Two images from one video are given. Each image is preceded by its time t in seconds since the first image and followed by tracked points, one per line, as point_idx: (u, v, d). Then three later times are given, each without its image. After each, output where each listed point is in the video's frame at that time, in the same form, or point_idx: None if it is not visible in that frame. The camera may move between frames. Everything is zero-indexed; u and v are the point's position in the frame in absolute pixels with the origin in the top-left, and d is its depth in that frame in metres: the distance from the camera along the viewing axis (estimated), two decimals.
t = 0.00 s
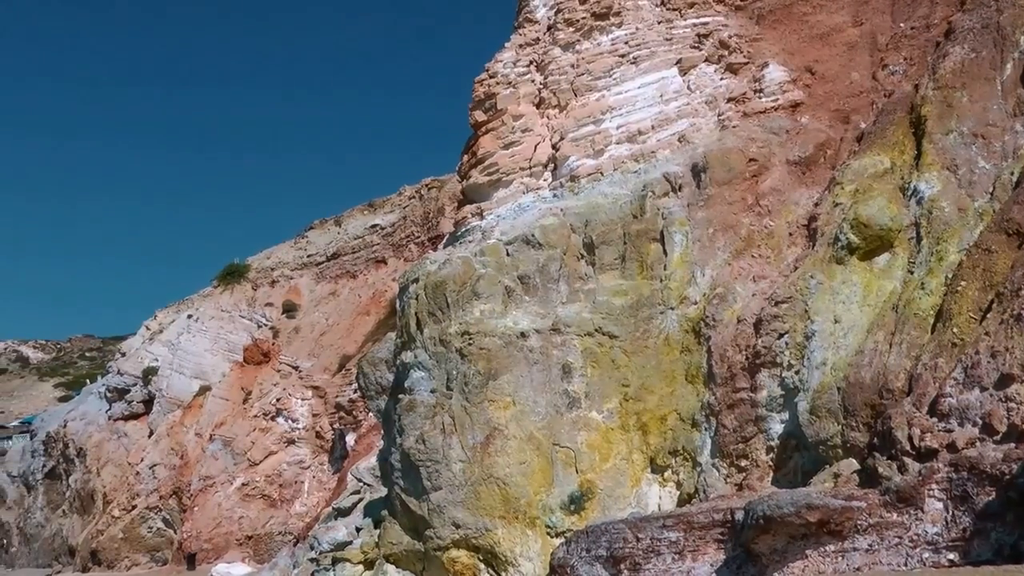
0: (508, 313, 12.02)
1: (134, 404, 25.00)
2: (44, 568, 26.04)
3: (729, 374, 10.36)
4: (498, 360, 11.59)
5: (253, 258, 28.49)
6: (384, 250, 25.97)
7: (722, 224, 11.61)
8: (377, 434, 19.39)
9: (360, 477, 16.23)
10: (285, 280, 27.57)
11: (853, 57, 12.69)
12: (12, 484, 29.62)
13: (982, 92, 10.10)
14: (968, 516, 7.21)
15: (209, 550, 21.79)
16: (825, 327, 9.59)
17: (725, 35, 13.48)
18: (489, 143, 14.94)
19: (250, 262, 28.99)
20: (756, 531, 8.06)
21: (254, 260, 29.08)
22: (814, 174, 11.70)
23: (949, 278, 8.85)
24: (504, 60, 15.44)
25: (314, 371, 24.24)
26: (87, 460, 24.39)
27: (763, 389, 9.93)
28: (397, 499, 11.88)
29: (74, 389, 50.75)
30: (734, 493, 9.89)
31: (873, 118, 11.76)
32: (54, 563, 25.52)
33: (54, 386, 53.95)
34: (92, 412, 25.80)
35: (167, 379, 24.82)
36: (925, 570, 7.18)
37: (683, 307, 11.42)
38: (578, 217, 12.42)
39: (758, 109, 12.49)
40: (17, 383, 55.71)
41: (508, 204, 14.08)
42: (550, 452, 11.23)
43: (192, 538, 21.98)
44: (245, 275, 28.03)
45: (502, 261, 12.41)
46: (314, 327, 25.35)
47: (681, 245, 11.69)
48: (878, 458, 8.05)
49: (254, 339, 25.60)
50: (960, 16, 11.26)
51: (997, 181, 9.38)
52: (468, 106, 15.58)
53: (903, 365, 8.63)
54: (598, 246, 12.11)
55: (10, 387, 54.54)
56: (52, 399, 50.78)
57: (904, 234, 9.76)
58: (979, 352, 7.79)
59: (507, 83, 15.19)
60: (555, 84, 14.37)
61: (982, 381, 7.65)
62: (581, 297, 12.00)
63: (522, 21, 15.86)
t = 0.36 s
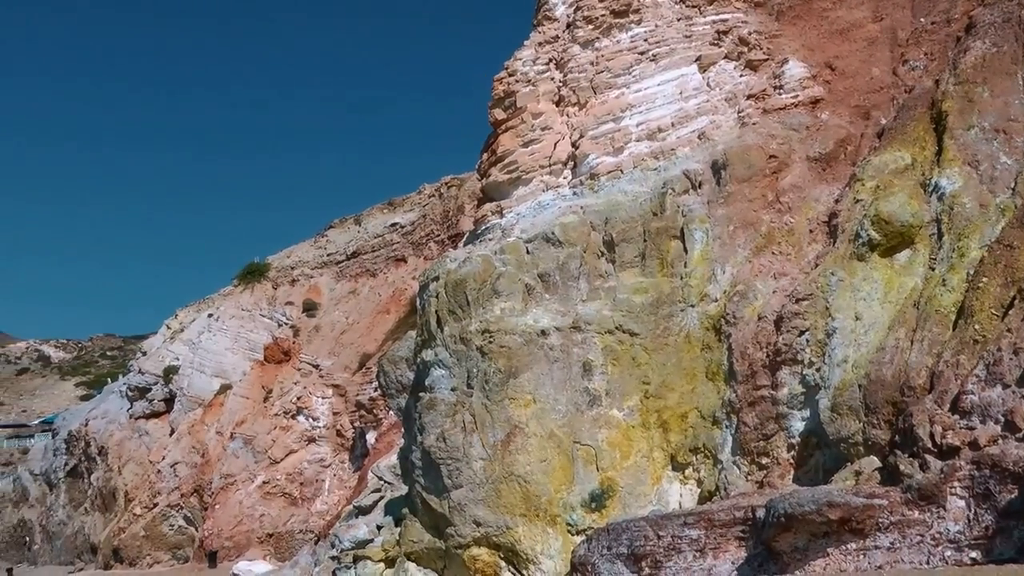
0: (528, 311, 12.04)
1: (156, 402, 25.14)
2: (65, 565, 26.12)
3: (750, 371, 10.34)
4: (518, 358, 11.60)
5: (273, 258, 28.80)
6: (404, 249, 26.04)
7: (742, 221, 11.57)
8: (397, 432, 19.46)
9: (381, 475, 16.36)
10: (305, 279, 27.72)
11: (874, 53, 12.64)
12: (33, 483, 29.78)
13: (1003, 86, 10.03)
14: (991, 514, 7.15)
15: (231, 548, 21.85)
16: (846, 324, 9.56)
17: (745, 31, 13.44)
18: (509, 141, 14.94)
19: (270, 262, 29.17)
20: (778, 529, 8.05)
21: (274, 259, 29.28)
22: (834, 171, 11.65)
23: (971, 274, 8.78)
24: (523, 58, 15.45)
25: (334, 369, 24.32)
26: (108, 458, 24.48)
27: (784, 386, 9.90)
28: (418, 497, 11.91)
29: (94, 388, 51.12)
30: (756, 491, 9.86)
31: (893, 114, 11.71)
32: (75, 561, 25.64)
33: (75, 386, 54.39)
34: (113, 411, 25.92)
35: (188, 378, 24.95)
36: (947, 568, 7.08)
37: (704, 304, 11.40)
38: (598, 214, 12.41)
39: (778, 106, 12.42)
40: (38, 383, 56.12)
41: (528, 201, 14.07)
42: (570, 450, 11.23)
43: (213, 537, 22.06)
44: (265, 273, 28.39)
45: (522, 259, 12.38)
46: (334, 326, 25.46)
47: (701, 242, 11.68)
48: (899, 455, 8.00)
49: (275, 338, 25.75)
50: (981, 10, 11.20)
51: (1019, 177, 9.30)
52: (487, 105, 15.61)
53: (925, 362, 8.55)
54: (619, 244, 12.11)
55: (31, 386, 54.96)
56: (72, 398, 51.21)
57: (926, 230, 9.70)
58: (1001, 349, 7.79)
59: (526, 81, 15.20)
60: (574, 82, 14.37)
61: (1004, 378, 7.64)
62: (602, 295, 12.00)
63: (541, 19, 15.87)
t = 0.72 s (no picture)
0: (550, 309, 12.07)
1: (177, 402, 25.38)
2: (87, 564, 26.39)
3: (772, 370, 10.32)
4: (540, 357, 11.61)
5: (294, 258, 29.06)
6: (424, 248, 26.10)
7: (763, 219, 11.56)
8: (419, 431, 19.53)
9: (403, 474, 16.46)
10: (326, 279, 27.83)
11: (894, 50, 12.57)
12: (56, 482, 30.08)
13: None
14: (1014, 512, 7.13)
15: (253, 547, 21.95)
16: (867, 322, 9.54)
17: (766, 29, 13.39)
18: (529, 139, 14.96)
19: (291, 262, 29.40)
20: (800, 527, 8.02)
21: (295, 259, 29.51)
22: (855, 168, 11.60)
23: (993, 270, 8.71)
24: (543, 57, 15.45)
25: (355, 369, 24.41)
26: (131, 458, 24.72)
27: (806, 383, 9.90)
28: (440, 496, 11.96)
29: (116, 388, 51.59)
30: (778, 489, 9.83)
31: (914, 110, 11.64)
32: (99, 560, 25.95)
33: (97, 385, 54.92)
34: (135, 411, 26.22)
35: (209, 378, 25.25)
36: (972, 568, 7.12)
37: (725, 302, 11.39)
38: (618, 212, 12.41)
39: (799, 103, 12.39)
40: (61, 382, 56.63)
41: (549, 200, 14.11)
42: (592, 449, 11.24)
43: (235, 535, 22.18)
44: (287, 273, 28.70)
45: (543, 257, 12.43)
46: (355, 326, 25.57)
47: (722, 240, 11.64)
48: (922, 453, 7.93)
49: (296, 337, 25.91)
50: (1003, 5, 11.10)
51: None
52: (508, 104, 15.64)
53: (947, 359, 8.50)
54: (639, 242, 12.11)
55: (55, 386, 55.48)
56: (94, 398, 51.70)
57: (947, 227, 9.63)
58: None
59: (546, 79, 15.21)
60: (595, 81, 14.37)
61: None
62: (623, 293, 12.01)
63: (562, 18, 15.88)
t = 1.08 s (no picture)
0: (570, 309, 12.08)
1: (198, 403, 25.57)
2: (109, 564, 26.73)
3: (793, 368, 10.28)
4: (560, 356, 11.61)
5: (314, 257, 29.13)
6: (444, 248, 26.16)
7: (783, 217, 11.51)
8: (439, 430, 19.58)
9: (423, 474, 16.53)
10: (346, 279, 27.95)
11: (914, 46, 12.49)
12: (77, 482, 30.11)
13: None
14: None
15: (275, 547, 22.11)
16: (888, 319, 9.49)
17: (785, 26, 13.35)
18: (548, 139, 14.96)
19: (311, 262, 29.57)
20: (821, 526, 8.02)
21: (315, 259, 29.66)
22: (875, 165, 11.54)
23: (1015, 267, 8.63)
24: (562, 56, 15.47)
25: (376, 369, 24.49)
26: (152, 458, 24.90)
27: (827, 382, 9.84)
28: (461, 496, 11.97)
29: (137, 388, 52.04)
30: (799, 488, 9.79)
31: (935, 106, 11.55)
32: (121, 560, 26.19)
33: (119, 385, 55.41)
34: (156, 412, 26.45)
35: (230, 378, 25.40)
36: (994, 567, 7.05)
37: (745, 301, 11.36)
38: (638, 211, 12.39)
39: (819, 101, 12.35)
40: (82, 383, 57.13)
41: (569, 199, 14.10)
42: (613, 448, 11.24)
43: (257, 535, 22.30)
44: (307, 274, 28.83)
45: (563, 257, 12.42)
46: (375, 326, 25.64)
47: (742, 239, 11.63)
48: (944, 452, 7.90)
49: (317, 338, 26.03)
50: None
51: None
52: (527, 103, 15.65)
53: (968, 357, 8.45)
54: (659, 241, 12.11)
55: (77, 386, 55.96)
56: (115, 398, 52.17)
57: (969, 224, 9.54)
58: None
59: (565, 79, 15.22)
60: (614, 80, 14.37)
61: None
62: (643, 292, 12.00)
63: (580, 17, 15.88)
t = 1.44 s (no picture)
0: (590, 308, 12.09)
1: (218, 403, 25.74)
2: (131, 564, 26.81)
3: (813, 367, 10.25)
4: (580, 355, 11.62)
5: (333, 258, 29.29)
6: (464, 247, 26.22)
7: (803, 215, 11.47)
8: (459, 430, 19.63)
9: (443, 474, 16.58)
10: (366, 279, 28.06)
11: (933, 42, 12.43)
12: (99, 483, 30.30)
13: None
14: None
15: (296, 547, 22.27)
16: (909, 317, 9.45)
17: (803, 24, 13.31)
18: (568, 138, 14.98)
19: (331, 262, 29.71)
20: (843, 525, 7.98)
21: (335, 260, 29.79)
22: (895, 162, 11.49)
23: None
24: (580, 56, 15.49)
25: (396, 369, 24.58)
26: (172, 459, 25.14)
27: (847, 380, 9.81)
28: (482, 496, 12.01)
29: (158, 390, 52.40)
30: (820, 487, 9.77)
31: (954, 103, 11.48)
32: (142, 560, 26.31)
33: (139, 386, 55.80)
34: (177, 412, 26.61)
35: (250, 379, 25.50)
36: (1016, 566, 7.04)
37: (765, 299, 11.34)
38: (658, 210, 12.40)
39: (837, 98, 12.30)
40: (103, 384, 57.55)
41: (587, 199, 14.11)
42: (633, 447, 11.24)
43: (278, 535, 22.53)
44: (326, 274, 28.95)
45: (582, 256, 12.45)
46: (395, 326, 25.67)
47: (762, 237, 11.60)
48: (965, 450, 7.88)
49: (336, 338, 26.13)
50: None
51: None
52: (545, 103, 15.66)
53: (989, 355, 8.41)
54: (679, 240, 12.08)
55: (98, 387, 56.33)
56: (135, 399, 52.56)
57: (989, 221, 9.51)
58: None
59: (584, 78, 15.22)
60: (632, 78, 14.36)
61: None
62: (663, 291, 11.99)
63: (598, 16, 15.88)
